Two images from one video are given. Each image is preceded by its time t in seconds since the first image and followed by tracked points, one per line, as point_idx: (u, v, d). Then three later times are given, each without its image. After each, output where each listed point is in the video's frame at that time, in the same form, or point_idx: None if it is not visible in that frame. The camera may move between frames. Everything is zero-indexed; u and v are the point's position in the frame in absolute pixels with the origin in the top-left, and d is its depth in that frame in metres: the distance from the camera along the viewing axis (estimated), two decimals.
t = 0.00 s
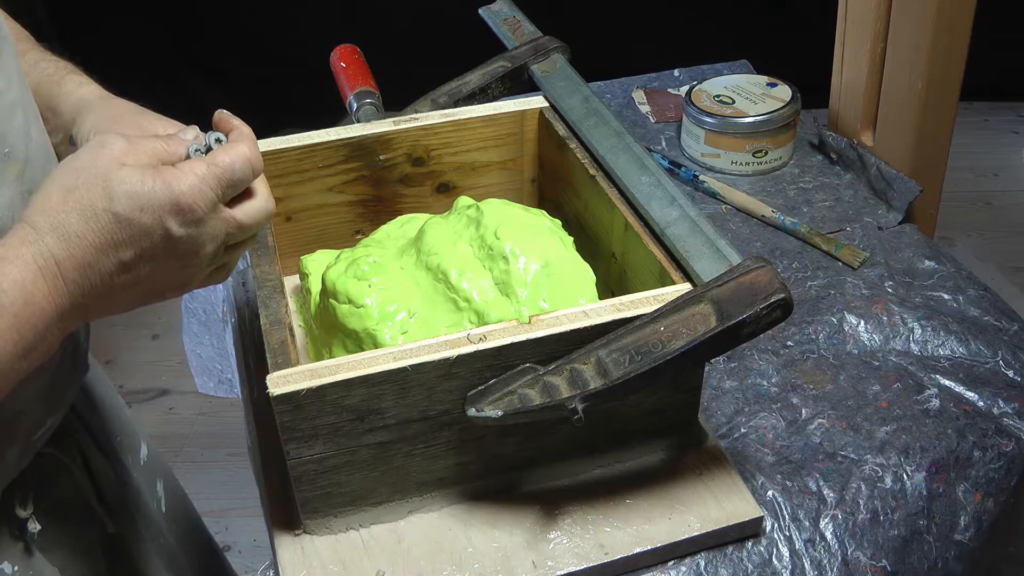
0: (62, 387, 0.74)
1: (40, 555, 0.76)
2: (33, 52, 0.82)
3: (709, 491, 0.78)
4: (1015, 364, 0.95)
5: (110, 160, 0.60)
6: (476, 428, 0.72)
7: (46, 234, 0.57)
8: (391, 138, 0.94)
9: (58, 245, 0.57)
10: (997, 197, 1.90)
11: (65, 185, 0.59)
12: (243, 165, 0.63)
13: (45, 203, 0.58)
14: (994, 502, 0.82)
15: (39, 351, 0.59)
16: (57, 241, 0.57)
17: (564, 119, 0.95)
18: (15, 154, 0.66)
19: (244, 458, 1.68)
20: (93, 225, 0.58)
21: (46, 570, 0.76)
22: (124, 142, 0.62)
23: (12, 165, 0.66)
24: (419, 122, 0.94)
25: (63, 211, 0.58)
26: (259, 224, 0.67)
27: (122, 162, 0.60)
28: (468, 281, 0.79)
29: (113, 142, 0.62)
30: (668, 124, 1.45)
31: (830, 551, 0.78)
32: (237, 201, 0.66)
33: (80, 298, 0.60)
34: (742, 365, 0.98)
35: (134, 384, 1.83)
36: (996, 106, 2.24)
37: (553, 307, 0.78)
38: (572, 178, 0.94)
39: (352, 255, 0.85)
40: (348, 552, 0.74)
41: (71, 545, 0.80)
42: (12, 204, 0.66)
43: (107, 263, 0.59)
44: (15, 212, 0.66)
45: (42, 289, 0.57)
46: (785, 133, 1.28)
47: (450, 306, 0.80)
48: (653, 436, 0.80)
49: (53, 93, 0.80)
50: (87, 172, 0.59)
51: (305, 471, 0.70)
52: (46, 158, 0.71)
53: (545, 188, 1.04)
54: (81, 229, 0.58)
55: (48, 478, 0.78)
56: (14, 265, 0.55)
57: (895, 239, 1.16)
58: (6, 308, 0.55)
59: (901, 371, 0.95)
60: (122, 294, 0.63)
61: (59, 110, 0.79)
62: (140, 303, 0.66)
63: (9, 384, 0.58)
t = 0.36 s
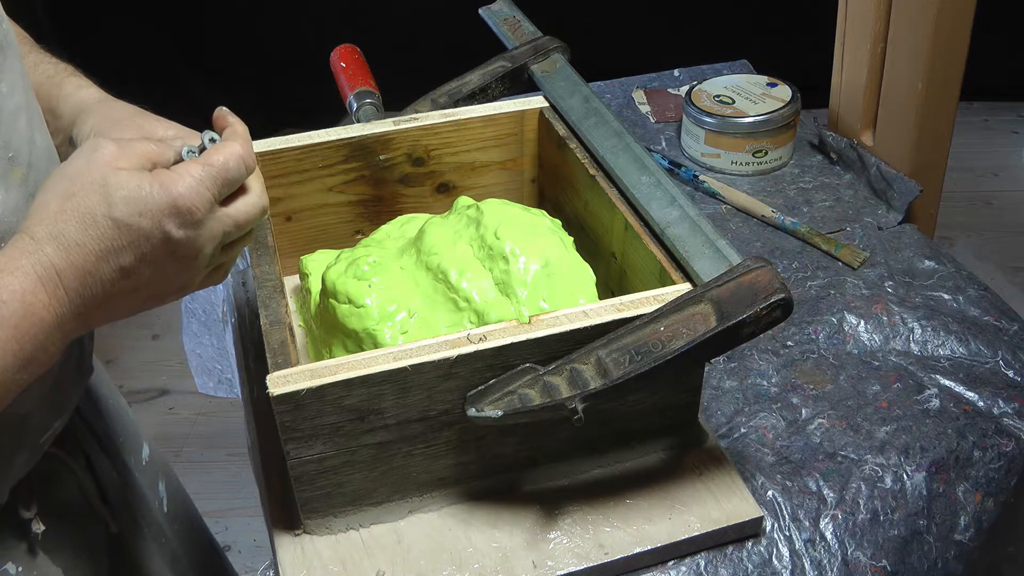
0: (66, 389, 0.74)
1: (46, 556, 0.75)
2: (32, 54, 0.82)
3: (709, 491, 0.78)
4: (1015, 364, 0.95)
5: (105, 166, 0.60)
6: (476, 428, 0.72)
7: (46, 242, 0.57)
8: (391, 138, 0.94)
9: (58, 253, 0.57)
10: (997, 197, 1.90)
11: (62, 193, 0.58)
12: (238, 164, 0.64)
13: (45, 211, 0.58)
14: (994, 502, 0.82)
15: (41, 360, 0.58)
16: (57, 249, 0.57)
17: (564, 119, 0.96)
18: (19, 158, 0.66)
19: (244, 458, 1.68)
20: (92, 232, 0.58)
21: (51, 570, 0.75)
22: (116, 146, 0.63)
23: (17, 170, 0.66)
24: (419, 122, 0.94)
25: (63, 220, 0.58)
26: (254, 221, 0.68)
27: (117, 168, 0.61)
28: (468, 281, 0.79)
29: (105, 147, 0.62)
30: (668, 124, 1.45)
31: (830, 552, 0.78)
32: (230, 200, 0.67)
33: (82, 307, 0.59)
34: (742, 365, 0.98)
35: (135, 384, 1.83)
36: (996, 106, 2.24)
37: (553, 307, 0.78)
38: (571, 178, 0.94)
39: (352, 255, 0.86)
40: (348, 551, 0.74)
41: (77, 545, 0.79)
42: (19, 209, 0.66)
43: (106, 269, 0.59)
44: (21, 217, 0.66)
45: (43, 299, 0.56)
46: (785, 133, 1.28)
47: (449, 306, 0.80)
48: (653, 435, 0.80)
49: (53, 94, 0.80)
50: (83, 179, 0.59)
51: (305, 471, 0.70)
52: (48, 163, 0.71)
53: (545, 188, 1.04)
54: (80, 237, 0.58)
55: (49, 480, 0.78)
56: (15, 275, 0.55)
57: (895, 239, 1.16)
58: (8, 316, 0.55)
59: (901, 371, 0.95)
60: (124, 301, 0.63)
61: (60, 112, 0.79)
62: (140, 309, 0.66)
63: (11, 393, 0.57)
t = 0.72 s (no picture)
0: (68, 392, 0.74)
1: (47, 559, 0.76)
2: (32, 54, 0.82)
3: (709, 491, 0.78)
4: (1015, 364, 0.95)
5: (124, 182, 0.59)
6: (476, 428, 0.72)
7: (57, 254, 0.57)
8: (391, 138, 0.94)
9: (68, 265, 0.57)
10: (997, 197, 1.90)
11: (79, 205, 0.58)
12: (261, 197, 0.64)
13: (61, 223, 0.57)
14: (994, 502, 0.82)
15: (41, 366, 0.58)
16: (67, 262, 0.57)
17: (564, 119, 0.96)
18: (23, 162, 0.66)
19: (244, 458, 1.68)
20: (105, 248, 0.58)
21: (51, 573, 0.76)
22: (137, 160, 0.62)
23: (21, 175, 0.66)
24: (419, 122, 0.94)
25: (75, 233, 0.57)
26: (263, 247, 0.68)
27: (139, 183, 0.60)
28: (468, 281, 0.79)
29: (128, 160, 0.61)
30: (668, 124, 1.45)
31: (830, 552, 0.78)
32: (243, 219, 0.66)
33: (84, 320, 0.59)
34: (742, 365, 0.98)
35: (135, 384, 1.83)
36: (996, 106, 2.24)
37: (553, 307, 0.79)
38: (572, 178, 0.94)
39: (352, 255, 0.86)
40: (348, 551, 0.74)
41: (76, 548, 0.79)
42: (22, 213, 0.66)
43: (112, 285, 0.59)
44: (24, 221, 0.66)
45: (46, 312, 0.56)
46: (785, 133, 1.28)
47: (449, 306, 0.80)
48: (653, 435, 0.80)
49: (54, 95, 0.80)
50: (101, 194, 0.58)
51: (305, 471, 0.70)
52: (50, 167, 0.71)
53: (545, 188, 1.04)
54: (92, 252, 0.57)
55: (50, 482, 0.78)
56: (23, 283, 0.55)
57: (896, 239, 1.16)
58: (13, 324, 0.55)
59: (901, 371, 0.95)
60: (126, 314, 0.63)
61: (62, 112, 0.79)
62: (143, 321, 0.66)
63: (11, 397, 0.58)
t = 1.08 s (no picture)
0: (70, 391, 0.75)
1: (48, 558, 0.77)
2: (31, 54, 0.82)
3: (709, 491, 0.78)
4: (1015, 363, 0.95)
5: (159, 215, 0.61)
6: (476, 428, 0.72)
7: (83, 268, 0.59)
8: (391, 138, 0.94)
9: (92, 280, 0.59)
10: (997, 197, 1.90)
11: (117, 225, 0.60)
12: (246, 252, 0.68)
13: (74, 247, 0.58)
14: (994, 502, 0.82)
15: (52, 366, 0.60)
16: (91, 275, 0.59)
17: (564, 119, 0.96)
18: (32, 164, 0.69)
19: (244, 458, 1.68)
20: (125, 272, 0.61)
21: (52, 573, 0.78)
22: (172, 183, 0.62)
23: (29, 175, 0.69)
24: (419, 122, 0.94)
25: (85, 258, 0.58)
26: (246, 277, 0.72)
27: (169, 219, 0.61)
28: (468, 281, 0.79)
29: (166, 189, 0.61)
30: (668, 124, 1.45)
31: (830, 552, 0.78)
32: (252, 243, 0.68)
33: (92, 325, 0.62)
34: (742, 365, 0.98)
35: (135, 384, 1.83)
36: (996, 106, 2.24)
37: (553, 307, 0.78)
38: (572, 179, 0.94)
39: (352, 255, 0.86)
40: (348, 551, 0.74)
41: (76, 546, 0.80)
42: (31, 214, 0.69)
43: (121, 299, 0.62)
44: (35, 220, 0.69)
45: (53, 334, 0.58)
46: (785, 133, 1.28)
47: (450, 306, 0.80)
48: (652, 435, 0.80)
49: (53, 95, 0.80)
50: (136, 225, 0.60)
51: (305, 471, 0.70)
52: (57, 166, 0.74)
53: (545, 188, 1.04)
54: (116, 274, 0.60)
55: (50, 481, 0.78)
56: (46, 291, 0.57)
57: (895, 239, 1.16)
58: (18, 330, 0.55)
59: (901, 371, 0.95)
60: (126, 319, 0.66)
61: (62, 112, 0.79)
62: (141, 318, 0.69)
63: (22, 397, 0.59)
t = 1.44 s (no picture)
0: (77, 384, 0.75)
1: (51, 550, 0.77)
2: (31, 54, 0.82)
3: (709, 491, 0.78)
4: (1015, 364, 0.95)
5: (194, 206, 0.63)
6: (476, 428, 0.72)
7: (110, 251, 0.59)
8: (391, 138, 0.94)
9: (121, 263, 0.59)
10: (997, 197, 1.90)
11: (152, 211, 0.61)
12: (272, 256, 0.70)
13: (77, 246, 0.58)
14: (994, 502, 0.82)
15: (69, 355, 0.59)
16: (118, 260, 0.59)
17: (564, 119, 0.96)
18: (46, 157, 0.69)
19: (244, 458, 1.68)
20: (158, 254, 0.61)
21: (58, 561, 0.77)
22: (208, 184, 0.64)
23: (45, 168, 0.69)
24: (419, 122, 0.94)
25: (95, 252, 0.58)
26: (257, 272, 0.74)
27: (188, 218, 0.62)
28: (468, 281, 0.79)
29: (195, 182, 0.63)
30: (668, 124, 1.45)
31: (830, 552, 0.78)
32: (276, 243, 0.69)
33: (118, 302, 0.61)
34: (742, 365, 0.98)
35: (135, 384, 1.83)
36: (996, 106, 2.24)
37: (553, 307, 0.79)
38: (572, 179, 0.94)
39: (351, 255, 0.86)
40: (348, 551, 0.74)
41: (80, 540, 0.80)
42: (47, 207, 0.69)
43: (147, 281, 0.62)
44: (51, 213, 0.69)
45: (71, 325, 0.58)
46: (785, 133, 1.28)
47: (450, 306, 0.80)
48: (652, 435, 0.80)
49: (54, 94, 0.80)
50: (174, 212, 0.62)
51: (305, 471, 0.70)
52: (70, 162, 0.74)
53: (545, 188, 1.04)
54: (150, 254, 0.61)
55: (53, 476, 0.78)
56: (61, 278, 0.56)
57: (896, 239, 1.16)
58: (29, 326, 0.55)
59: (901, 371, 0.95)
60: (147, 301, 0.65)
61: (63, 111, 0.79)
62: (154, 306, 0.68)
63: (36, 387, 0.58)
